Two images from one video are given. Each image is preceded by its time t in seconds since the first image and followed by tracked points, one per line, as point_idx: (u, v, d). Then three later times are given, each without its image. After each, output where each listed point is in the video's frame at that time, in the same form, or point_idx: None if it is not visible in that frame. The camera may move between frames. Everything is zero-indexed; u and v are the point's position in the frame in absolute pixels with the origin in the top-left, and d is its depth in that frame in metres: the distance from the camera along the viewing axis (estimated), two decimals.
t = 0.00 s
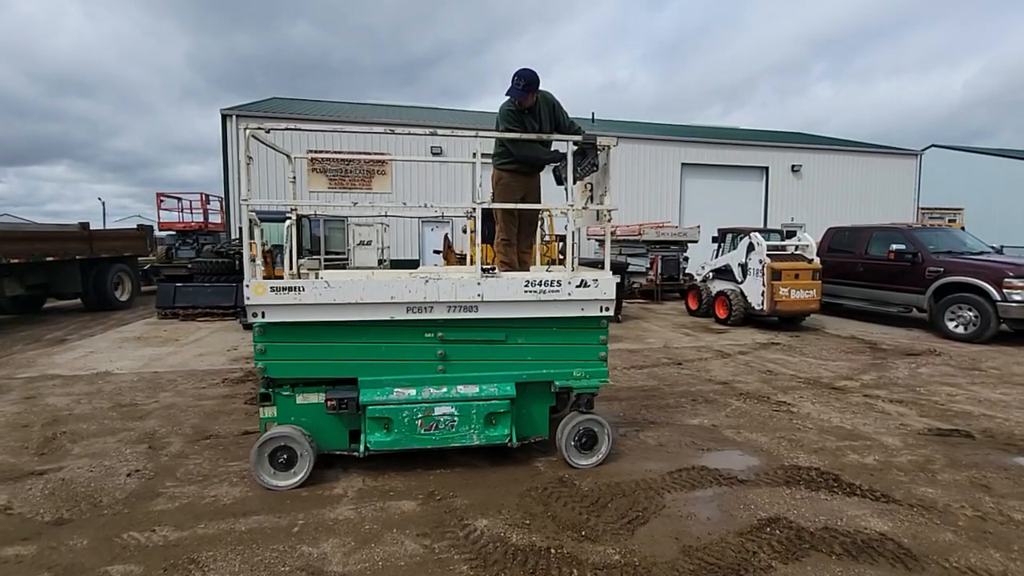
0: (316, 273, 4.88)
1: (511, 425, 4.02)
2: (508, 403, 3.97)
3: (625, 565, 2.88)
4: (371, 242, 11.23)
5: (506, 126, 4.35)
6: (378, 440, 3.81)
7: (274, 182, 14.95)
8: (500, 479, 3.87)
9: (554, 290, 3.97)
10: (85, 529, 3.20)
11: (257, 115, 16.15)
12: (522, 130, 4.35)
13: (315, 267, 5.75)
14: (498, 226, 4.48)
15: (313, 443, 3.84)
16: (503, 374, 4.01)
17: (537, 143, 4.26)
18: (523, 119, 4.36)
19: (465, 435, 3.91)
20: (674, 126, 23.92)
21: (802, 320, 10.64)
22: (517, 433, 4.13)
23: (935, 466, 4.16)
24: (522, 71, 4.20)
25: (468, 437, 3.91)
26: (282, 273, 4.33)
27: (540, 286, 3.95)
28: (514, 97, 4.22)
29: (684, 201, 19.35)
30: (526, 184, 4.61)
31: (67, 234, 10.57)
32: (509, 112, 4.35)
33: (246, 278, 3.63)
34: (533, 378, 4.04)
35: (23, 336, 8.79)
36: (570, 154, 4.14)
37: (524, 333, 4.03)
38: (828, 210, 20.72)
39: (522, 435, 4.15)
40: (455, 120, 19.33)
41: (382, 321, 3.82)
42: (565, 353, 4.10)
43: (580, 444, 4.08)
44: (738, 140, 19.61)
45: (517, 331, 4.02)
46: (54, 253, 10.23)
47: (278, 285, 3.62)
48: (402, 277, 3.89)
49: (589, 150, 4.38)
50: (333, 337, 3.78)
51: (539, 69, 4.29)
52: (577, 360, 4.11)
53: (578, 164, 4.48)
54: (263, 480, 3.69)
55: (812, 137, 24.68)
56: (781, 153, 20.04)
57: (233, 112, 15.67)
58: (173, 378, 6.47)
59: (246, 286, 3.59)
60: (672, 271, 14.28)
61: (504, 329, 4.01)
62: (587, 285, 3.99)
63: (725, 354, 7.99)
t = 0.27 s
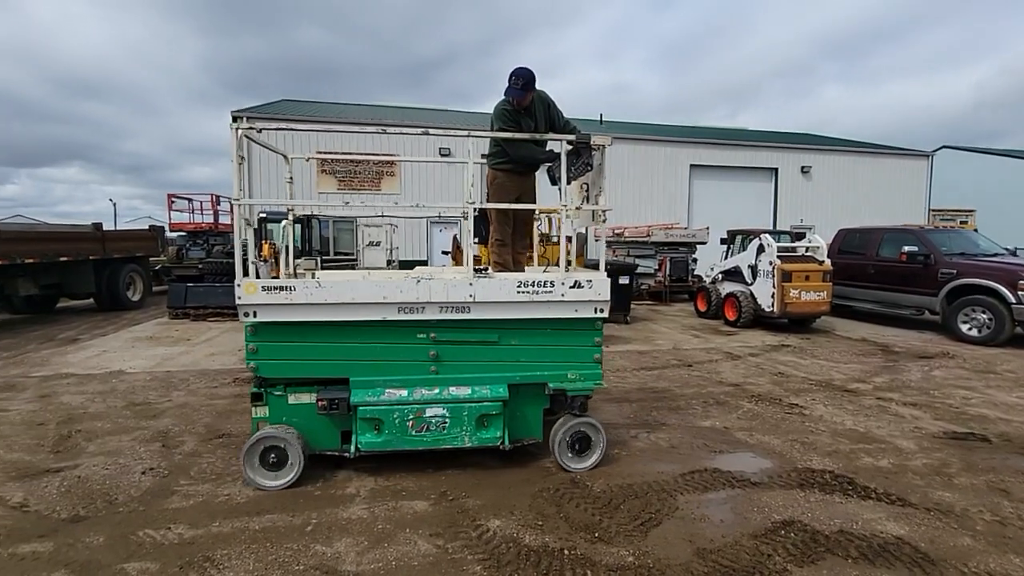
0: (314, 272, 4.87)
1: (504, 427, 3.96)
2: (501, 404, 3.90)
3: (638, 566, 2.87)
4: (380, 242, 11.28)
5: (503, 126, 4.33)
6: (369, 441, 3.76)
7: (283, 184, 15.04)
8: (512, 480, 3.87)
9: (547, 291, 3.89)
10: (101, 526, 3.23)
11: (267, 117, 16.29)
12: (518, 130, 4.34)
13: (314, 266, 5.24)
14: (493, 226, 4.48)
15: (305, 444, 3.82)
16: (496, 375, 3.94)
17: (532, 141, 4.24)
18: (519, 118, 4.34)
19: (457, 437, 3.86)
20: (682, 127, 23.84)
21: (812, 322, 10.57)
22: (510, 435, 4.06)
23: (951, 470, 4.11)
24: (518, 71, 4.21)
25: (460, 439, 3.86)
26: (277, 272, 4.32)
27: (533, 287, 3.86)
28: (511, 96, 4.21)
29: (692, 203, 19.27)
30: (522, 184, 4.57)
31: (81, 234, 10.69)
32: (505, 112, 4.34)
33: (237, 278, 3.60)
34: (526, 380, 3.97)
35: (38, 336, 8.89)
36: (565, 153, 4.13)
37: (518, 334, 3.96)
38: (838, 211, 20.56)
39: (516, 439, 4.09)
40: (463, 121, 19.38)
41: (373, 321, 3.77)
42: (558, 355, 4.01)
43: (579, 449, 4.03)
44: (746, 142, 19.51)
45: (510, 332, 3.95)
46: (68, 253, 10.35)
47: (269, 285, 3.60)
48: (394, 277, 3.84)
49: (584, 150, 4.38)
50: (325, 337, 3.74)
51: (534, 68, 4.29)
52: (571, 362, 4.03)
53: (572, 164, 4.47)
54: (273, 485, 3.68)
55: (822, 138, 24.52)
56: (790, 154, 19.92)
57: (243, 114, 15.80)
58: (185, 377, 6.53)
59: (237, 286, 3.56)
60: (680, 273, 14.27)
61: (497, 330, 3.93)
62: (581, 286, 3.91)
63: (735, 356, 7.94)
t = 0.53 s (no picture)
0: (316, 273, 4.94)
1: (497, 432, 3.90)
2: (493, 408, 3.86)
3: (656, 571, 2.84)
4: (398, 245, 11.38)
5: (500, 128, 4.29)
6: (361, 443, 3.77)
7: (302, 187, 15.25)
8: (528, 482, 3.87)
9: (541, 294, 3.85)
10: (127, 522, 3.31)
11: (288, 122, 16.58)
12: (514, 131, 4.30)
13: (315, 269, 5.01)
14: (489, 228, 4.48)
15: (299, 446, 3.83)
16: (490, 379, 3.91)
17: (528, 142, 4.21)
18: (515, 119, 4.29)
19: (449, 441, 3.83)
20: (699, 128, 23.61)
21: (835, 325, 10.36)
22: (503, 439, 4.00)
23: (982, 478, 3.99)
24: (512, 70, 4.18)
25: (452, 443, 3.83)
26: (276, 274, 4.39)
27: (526, 289, 3.83)
28: (508, 97, 4.17)
29: (710, 204, 19.05)
30: (518, 186, 4.57)
31: (109, 237, 10.98)
32: (500, 112, 4.29)
33: (232, 280, 3.66)
34: (520, 384, 3.92)
35: (68, 336, 9.16)
36: (559, 154, 4.10)
37: (512, 337, 3.92)
38: (861, 212, 20.14)
39: (510, 443, 4.03)
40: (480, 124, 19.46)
41: (366, 323, 3.79)
42: (553, 359, 3.96)
43: (578, 454, 3.94)
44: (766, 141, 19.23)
45: (504, 335, 3.90)
46: (97, 255, 10.65)
47: (264, 287, 3.65)
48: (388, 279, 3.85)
49: (579, 150, 4.36)
50: (319, 338, 3.77)
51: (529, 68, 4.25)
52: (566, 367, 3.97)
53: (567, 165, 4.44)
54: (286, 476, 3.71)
55: (844, 137, 24.05)
56: (811, 154, 19.57)
57: (264, 119, 16.11)
58: (208, 377, 6.66)
59: (232, 287, 3.61)
60: (699, 274, 14.13)
61: (491, 333, 3.90)
62: (576, 289, 3.87)
63: (755, 359, 7.81)
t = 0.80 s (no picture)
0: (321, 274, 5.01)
1: (491, 436, 3.85)
2: (487, 413, 3.80)
3: None
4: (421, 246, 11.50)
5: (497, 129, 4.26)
6: (356, 444, 3.79)
7: (328, 190, 15.52)
8: (550, 484, 3.86)
9: (536, 298, 3.75)
10: (160, 516, 3.41)
11: (314, 126, 16.90)
12: (511, 132, 4.28)
13: (319, 270, 5.12)
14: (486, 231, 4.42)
15: (297, 445, 3.89)
16: (484, 383, 3.84)
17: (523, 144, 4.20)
18: (511, 120, 4.28)
19: (443, 445, 3.80)
20: (724, 127, 23.23)
21: (867, 329, 10.05)
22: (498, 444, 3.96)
23: None
24: (509, 71, 4.14)
25: (445, 446, 3.81)
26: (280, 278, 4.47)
27: (521, 294, 3.73)
28: (505, 98, 4.14)
29: (736, 204, 18.71)
30: (515, 187, 4.49)
31: (144, 240, 11.37)
32: (497, 114, 4.26)
33: (229, 282, 3.69)
34: (515, 389, 3.84)
35: (106, 335, 9.51)
36: (556, 156, 4.05)
37: (507, 342, 3.84)
38: (895, 212, 19.52)
39: (505, 448, 3.98)
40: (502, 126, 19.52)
41: (360, 326, 3.78)
42: (550, 365, 3.86)
43: (577, 458, 3.85)
44: (795, 140, 18.80)
45: (499, 340, 3.83)
46: (133, 257, 11.03)
47: (260, 288, 3.69)
48: (383, 281, 3.82)
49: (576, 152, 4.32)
50: (316, 340, 3.80)
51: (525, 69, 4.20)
52: (563, 373, 3.87)
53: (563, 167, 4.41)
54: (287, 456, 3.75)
55: (877, 135, 23.34)
56: (842, 152, 19.06)
57: (291, 123, 16.46)
58: (237, 376, 6.83)
59: (230, 288, 3.66)
60: (724, 276, 13.90)
61: (486, 337, 3.83)
62: (572, 294, 3.75)
63: (783, 363, 7.63)
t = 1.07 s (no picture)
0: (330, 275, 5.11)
1: (490, 437, 3.83)
2: (486, 414, 3.78)
3: None
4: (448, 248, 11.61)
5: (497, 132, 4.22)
6: (358, 443, 3.83)
7: (357, 192, 15.81)
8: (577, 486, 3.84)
9: (534, 299, 3.71)
10: (199, 508, 3.53)
11: (344, 130, 17.25)
12: (509, 133, 4.24)
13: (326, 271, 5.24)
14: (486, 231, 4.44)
15: (300, 443, 3.95)
16: (483, 384, 3.83)
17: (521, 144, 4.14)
18: (509, 121, 4.23)
19: (442, 445, 3.80)
20: (755, 125, 22.72)
21: (908, 332, 9.66)
22: (497, 445, 3.94)
23: None
24: (506, 73, 4.11)
25: (445, 446, 3.81)
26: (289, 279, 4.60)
27: (519, 294, 3.69)
28: (503, 100, 4.10)
29: (768, 204, 18.26)
30: (515, 188, 4.46)
31: (183, 242, 11.79)
32: (494, 115, 4.22)
33: (236, 282, 3.79)
34: (514, 390, 3.82)
35: (148, 333, 9.89)
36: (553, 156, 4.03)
37: (507, 343, 3.81)
38: (938, 211, 18.72)
39: (505, 449, 3.96)
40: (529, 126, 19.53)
41: (361, 325, 3.82)
42: (549, 366, 3.81)
43: (577, 457, 3.78)
44: (831, 138, 18.24)
45: (498, 340, 3.81)
46: (173, 259, 11.45)
47: (265, 288, 3.77)
48: (384, 281, 3.85)
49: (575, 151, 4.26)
50: (319, 339, 3.85)
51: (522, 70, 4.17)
52: (563, 374, 3.82)
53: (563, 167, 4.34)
54: (285, 440, 3.82)
55: (919, 131, 22.44)
56: (881, 149, 18.38)
57: (322, 127, 16.82)
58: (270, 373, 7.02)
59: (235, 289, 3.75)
60: (755, 277, 13.59)
61: (485, 338, 3.81)
62: (570, 295, 3.69)
63: (818, 367, 7.40)
